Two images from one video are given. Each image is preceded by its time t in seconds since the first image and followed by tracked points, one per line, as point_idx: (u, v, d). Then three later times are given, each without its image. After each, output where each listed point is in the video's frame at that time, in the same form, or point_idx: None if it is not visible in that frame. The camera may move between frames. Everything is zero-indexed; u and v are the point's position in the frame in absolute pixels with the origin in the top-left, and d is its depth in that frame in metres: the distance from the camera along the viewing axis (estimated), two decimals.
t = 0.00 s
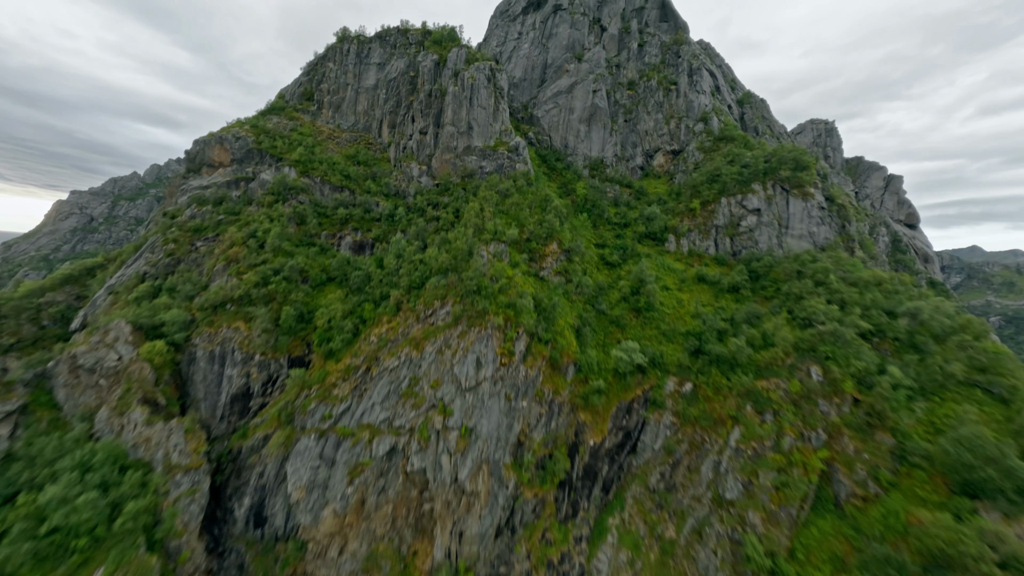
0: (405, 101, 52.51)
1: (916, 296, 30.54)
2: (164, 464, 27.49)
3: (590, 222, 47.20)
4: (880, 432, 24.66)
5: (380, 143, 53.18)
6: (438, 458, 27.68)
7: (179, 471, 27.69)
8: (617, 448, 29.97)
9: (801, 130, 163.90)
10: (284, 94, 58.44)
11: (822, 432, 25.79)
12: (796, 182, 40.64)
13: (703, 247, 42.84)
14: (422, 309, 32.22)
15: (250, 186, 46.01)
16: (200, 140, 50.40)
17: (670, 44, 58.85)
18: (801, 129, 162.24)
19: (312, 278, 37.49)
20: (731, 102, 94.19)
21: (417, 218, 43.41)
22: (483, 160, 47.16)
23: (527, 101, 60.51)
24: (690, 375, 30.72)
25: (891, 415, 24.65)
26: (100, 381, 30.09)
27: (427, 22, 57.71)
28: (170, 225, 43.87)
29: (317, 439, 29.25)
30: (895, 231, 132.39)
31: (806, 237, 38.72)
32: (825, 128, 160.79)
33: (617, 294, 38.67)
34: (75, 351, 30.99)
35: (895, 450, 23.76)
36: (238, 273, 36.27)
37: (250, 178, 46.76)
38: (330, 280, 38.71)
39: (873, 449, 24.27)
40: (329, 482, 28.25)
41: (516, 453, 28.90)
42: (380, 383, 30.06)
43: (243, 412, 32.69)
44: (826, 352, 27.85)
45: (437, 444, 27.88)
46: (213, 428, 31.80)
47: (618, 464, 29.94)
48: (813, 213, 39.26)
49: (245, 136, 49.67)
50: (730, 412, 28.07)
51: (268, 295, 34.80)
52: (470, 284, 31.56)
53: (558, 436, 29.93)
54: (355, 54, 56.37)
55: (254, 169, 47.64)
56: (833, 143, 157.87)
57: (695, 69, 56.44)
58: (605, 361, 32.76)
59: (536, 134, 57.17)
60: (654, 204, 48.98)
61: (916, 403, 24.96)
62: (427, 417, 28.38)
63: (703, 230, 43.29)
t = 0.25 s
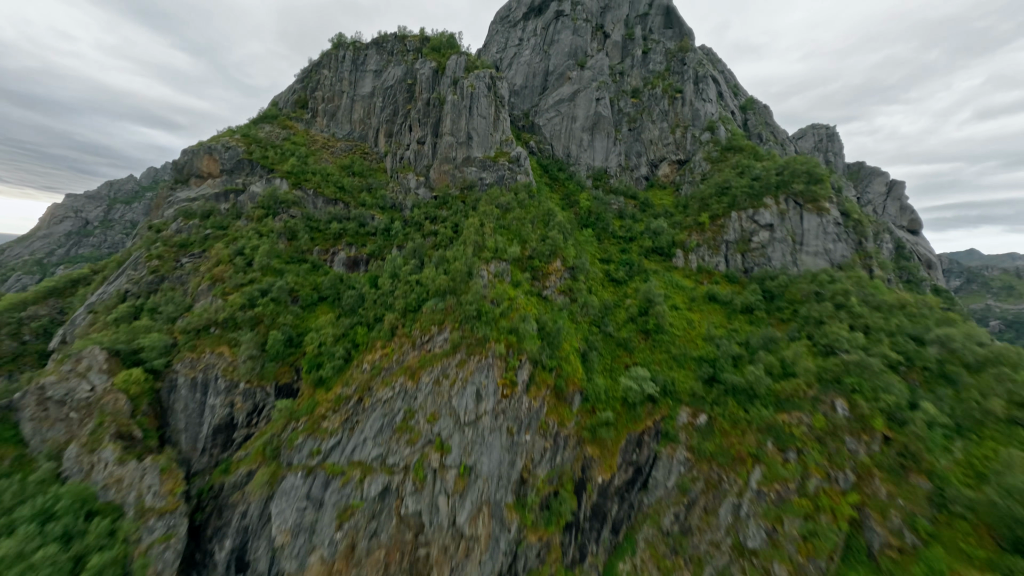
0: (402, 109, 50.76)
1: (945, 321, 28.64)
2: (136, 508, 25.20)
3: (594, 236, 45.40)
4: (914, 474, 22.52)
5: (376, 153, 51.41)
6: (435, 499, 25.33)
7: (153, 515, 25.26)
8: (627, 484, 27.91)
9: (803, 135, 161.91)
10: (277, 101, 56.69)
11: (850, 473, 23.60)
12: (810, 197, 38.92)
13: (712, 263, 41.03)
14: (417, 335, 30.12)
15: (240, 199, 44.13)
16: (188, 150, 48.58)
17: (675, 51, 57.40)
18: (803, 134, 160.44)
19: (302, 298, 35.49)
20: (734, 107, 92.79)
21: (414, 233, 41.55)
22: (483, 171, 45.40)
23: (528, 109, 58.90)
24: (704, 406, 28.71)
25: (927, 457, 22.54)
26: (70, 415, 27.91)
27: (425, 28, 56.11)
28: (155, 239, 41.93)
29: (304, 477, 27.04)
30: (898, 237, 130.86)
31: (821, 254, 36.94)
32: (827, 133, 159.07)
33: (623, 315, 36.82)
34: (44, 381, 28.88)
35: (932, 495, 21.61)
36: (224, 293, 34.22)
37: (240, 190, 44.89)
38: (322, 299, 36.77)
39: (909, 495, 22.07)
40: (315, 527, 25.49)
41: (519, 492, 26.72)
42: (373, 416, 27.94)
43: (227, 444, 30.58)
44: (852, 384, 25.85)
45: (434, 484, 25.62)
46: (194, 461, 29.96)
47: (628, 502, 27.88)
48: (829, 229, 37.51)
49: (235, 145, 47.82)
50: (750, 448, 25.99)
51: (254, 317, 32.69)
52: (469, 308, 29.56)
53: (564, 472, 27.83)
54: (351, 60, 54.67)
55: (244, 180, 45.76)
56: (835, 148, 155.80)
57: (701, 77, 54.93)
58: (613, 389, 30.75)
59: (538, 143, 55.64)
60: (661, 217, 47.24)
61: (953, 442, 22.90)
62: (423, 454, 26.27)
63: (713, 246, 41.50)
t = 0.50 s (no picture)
0: (399, 118, 48.95)
1: (978, 349, 26.66)
2: (101, 562, 22.83)
3: (599, 251, 43.68)
4: (958, 526, 20.18)
5: (372, 164, 49.61)
6: (431, 550, 22.83)
7: (120, 569, 22.91)
8: (639, 528, 25.83)
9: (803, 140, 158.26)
10: (270, 109, 54.86)
11: (884, 522, 21.36)
12: (826, 212, 37.15)
13: (723, 281, 39.18)
14: (412, 365, 27.96)
15: (228, 213, 42.20)
16: (174, 161, 46.63)
17: (680, 59, 55.87)
18: (804, 138, 156.75)
19: (291, 321, 33.47)
20: (737, 113, 91.39)
21: (410, 249, 39.62)
22: (483, 184, 43.62)
23: (529, 117, 57.25)
24: (722, 442, 26.55)
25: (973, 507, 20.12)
26: (34, 454, 25.65)
27: (423, 34, 54.42)
28: (137, 255, 39.92)
29: (288, 522, 24.70)
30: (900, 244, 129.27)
31: (839, 272, 35.17)
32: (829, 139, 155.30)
33: (631, 338, 34.91)
34: (7, 417, 26.66)
35: (980, 552, 19.18)
36: (206, 316, 32.12)
37: (228, 204, 42.97)
38: (312, 320, 34.78)
39: (953, 551, 19.66)
40: None
41: (523, 538, 24.60)
42: (364, 454, 25.74)
43: (207, 481, 28.38)
44: (885, 421, 23.72)
45: (431, 532, 23.18)
46: (171, 500, 27.97)
47: (641, 546, 25.77)
48: (847, 246, 35.71)
49: (224, 155, 45.86)
50: (774, 493, 23.81)
51: (238, 343, 30.58)
52: (469, 336, 27.52)
53: (572, 515, 25.66)
54: (346, 67, 52.91)
55: (232, 193, 43.78)
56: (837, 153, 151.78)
57: (707, 85, 53.36)
58: (622, 422, 28.76)
59: (539, 152, 54.01)
60: (668, 231, 45.49)
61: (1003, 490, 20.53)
62: (418, 497, 24.05)
63: (723, 263, 39.68)
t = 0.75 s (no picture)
0: (395, 128, 47.23)
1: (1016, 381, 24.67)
2: None
3: (604, 267, 42.02)
4: None
5: (368, 175, 47.92)
6: None
7: None
8: None
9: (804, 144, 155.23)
10: (263, 117, 53.15)
11: None
12: (843, 228, 35.44)
13: (735, 300, 37.39)
14: (406, 397, 25.89)
15: (215, 228, 40.29)
16: (162, 172, 44.80)
17: (686, 66, 54.40)
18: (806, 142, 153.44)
19: (279, 346, 31.50)
20: (740, 119, 90.05)
21: (406, 266, 37.72)
22: (483, 197, 41.91)
23: (530, 126, 55.64)
24: (741, 482, 24.35)
25: None
26: None
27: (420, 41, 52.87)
28: (119, 272, 37.90)
29: None
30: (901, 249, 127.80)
31: (858, 293, 33.43)
32: (831, 144, 152.82)
33: (639, 362, 32.99)
34: None
35: None
36: (188, 342, 30.10)
37: (217, 218, 41.09)
38: (301, 344, 32.87)
39: None
40: None
41: None
42: (354, 497, 23.56)
43: (183, 523, 26.10)
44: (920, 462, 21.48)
45: None
46: (146, 544, 25.75)
47: None
48: (866, 265, 33.98)
49: (212, 167, 44.00)
50: (800, 543, 21.30)
51: (220, 371, 28.51)
52: (468, 367, 25.58)
53: (580, 564, 23.45)
54: (341, 74, 51.23)
55: (220, 206, 41.87)
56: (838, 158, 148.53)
57: (714, 94, 51.82)
58: (633, 457, 26.71)
59: (541, 162, 52.35)
60: (675, 245, 43.79)
61: None
62: (412, 548, 21.69)
63: (735, 281, 37.91)
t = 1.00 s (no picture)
0: (392, 137, 45.42)
1: None
2: None
3: (609, 284, 40.32)
4: None
5: (363, 186, 46.14)
6: None
7: None
8: None
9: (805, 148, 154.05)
10: (254, 125, 51.29)
11: None
12: (861, 245, 33.73)
13: (747, 320, 35.55)
14: (400, 435, 23.89)
15: (202, 243, 38.34)
16: (146, 183, 42.87)
17: (691, 73, 52.89)
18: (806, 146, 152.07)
19: (266, 374, 29.54)
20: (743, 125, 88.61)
21: (401, 285, 35.78)
22: (482, 211, 40.13)
23: (531, 134, 53.97)
24: (763, 529, 22.36)
25: None
26: None
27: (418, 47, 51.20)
28: (97, 290, 35.75)
29: None
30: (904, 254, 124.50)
31: (879, 315, 31.66)
32: (831, 149, 150.99)
33: (649, 389, 31.03)
34: None
35: None
36: (167, 370, 28.06)
37: (203, 232, 39.12)
38: (289, 370, 30.87)
39: None
40: None
41: None
42: (340, 549, 21.10)
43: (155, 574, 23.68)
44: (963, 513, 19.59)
45: None
46: None
47: None
48: (886, 285, 32.25)
49: (199, 177, 42.08)
50: None
51: (200, 404, 26.43)
52: (467, 402, 23.66)
53: None
54: (336, 81, 49.44)
55: (207, 219, 39.91)
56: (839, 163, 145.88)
57: (721, 102, 50.30)
58: (645, 498, 24.60)
59: (542, 172, 50.63)
60: (683, 260, 42.08)
61: None
62: None
63: (747, 300, 36.08)
